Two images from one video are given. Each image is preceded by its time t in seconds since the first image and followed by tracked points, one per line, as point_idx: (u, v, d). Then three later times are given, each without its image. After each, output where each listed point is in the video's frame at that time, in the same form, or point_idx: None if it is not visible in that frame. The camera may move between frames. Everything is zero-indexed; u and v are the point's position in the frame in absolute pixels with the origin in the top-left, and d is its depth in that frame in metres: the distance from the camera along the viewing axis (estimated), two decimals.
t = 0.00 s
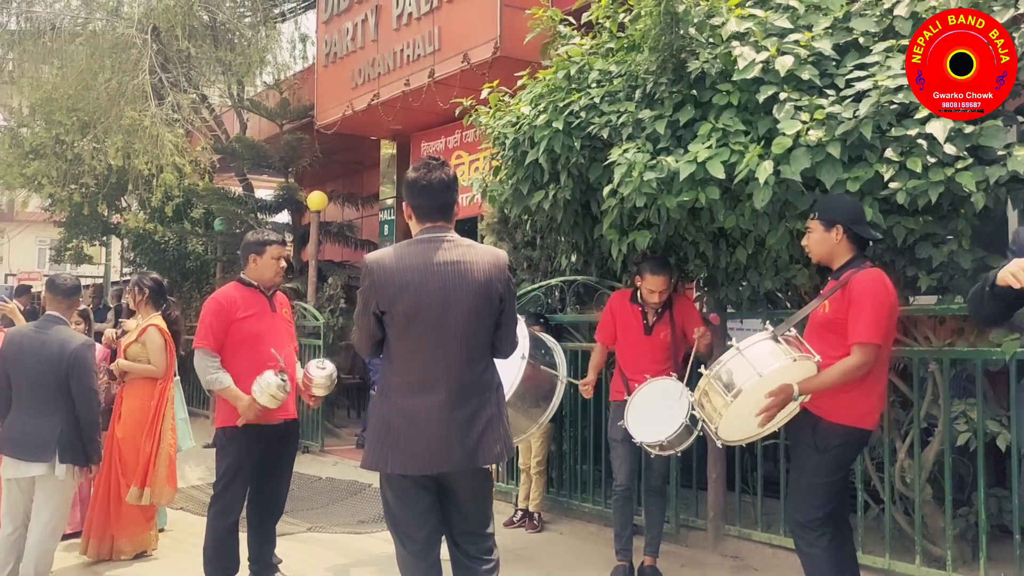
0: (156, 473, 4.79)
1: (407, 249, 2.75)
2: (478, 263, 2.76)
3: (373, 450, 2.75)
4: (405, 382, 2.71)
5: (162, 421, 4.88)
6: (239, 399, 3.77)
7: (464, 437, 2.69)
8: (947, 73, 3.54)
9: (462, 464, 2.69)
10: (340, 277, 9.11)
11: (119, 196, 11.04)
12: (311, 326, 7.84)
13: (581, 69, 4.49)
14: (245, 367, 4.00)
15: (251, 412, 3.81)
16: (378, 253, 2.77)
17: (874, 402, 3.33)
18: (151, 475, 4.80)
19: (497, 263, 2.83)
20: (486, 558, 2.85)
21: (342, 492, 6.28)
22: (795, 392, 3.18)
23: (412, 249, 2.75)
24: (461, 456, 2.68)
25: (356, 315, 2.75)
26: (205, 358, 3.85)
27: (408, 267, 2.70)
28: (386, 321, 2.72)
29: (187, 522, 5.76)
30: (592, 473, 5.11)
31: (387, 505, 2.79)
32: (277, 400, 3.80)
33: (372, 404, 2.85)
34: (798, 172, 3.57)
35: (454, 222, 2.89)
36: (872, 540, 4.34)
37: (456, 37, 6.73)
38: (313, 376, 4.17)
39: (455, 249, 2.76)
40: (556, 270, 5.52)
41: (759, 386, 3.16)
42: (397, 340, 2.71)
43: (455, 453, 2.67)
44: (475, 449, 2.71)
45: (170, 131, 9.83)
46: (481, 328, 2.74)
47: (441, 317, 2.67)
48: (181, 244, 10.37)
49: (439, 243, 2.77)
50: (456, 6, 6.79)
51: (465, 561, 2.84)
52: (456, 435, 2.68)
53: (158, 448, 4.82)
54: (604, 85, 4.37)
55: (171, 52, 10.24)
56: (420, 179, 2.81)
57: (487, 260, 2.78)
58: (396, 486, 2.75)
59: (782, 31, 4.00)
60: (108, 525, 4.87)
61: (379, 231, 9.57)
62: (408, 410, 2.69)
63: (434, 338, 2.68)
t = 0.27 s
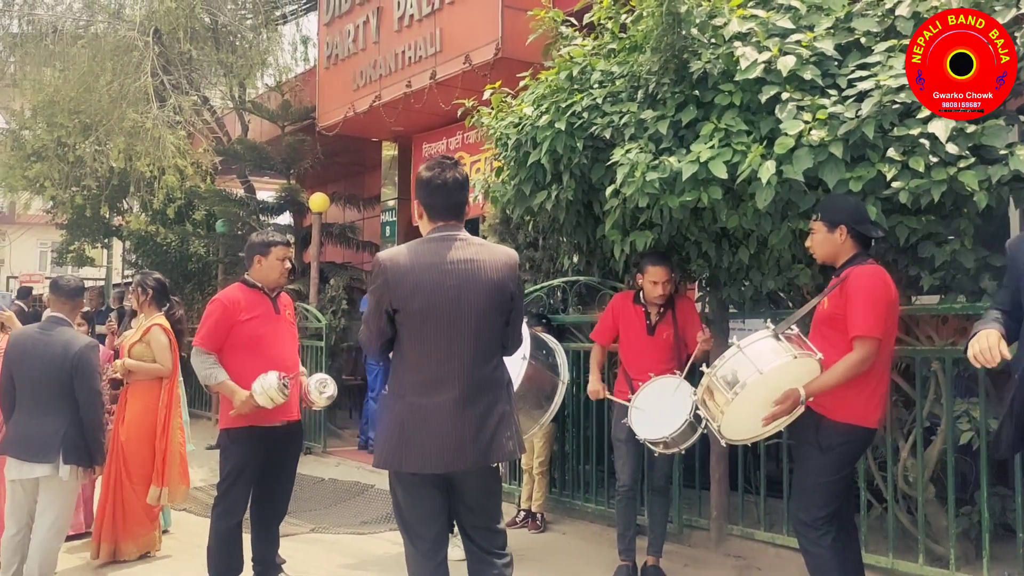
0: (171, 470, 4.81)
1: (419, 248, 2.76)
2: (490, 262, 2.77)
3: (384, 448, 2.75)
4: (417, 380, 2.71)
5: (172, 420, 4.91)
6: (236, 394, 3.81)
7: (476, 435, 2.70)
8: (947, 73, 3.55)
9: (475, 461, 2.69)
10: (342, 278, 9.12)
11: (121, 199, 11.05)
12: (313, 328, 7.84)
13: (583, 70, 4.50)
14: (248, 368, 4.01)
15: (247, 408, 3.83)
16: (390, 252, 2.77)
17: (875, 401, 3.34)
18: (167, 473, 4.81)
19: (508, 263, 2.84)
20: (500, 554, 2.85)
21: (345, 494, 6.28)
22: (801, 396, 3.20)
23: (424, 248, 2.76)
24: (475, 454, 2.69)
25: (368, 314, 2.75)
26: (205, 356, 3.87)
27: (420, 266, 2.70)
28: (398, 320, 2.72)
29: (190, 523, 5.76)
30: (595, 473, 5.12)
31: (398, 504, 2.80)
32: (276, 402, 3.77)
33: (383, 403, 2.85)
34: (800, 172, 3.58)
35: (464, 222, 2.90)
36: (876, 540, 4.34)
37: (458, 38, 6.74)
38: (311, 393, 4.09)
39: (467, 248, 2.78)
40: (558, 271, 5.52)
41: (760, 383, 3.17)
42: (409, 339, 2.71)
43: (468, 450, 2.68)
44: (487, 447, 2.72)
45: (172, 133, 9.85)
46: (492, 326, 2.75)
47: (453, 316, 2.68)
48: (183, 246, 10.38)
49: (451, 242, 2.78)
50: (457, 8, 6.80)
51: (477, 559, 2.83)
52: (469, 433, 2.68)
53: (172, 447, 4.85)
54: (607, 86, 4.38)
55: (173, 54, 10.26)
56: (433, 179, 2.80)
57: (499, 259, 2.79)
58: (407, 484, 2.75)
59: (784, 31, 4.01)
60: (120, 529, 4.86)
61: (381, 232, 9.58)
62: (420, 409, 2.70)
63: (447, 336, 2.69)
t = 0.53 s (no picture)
0: (184, 463, 4.91)
1: (450, 239, 2.74)
2: (519, 256, 2.80)
3: (408, 441, 2.71)
4: (446, 373, 2.70)
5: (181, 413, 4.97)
6: (240, 386, 3.83)
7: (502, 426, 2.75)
8: (947, 73, 3.52)
9: (499, 452, 2.75)
10: (344, 272, 9.12)
11: (122, 193, 11.05)
12: (314, 321, 7.85)
13: (585, 62, 4.50)
14: (251, 361, 4.02)
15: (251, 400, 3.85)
16: (419, 242, 2.72)
17: (878, 393, 3.35)
18: (179, 466, 4.90)
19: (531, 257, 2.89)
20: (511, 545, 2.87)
21: (347, 486, 6.30)
22: (803, 390, 3.21)
23: (455, 240, 2.74)
24: (499, 443, 2.74)
25: (393, 307, 2.68)
26: (209, 351, 3.89)
27: (451, 258, 2.68)
28: (429, 312, 2.69)
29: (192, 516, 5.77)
30: (597, 465, 5.13)
31: (410, 495, 2.79)
32: (279, 391, 3.80)
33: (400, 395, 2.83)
34: (803, 163, 3.57)
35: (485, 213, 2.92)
36: (878, 531, 4.35)
37: (459, 31, 6.73)
38: (314, 381, 4.22)
39: (497, 241, 2.79)
40: (560, 263, 5.53)
41: (764, 375, 3.17)
42: (439, 331, 2.69)
43: (495, 441, 2.73)
44: (510, 438, 2.78)
45: (173, 127, 9.84)
46: (517, 319, 2.77)
47: (483, 310, 2.69)
48: (185, 240, 10.38)
49: (480, 234, 2.78)
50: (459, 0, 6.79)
51: (488, 552, 2.84)
52: (496, 425, 2.73)
53: (182, 440, 4.93)
54: (608, 78, 4.37)
55: (174, 48, 10.25)
56: (458, 169, 2.82)
57: (526, 253, 2.83)
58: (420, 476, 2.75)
59: (786, 22, 4.01)
60: (126, 521, 4.86)
61: (382, 226, 9.57)
62: (448, 402, 2.69)
63: (479, 329, 2.69)
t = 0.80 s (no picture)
0: (186, 450, 4.86)
1: (486, 206, 2.80)
2: (547, 227, 2.90)
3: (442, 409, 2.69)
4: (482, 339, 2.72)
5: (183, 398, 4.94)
6: (247, 380, 3.85)
7: (532, 395, 2.80)
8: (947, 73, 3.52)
9: (531, 420, 2.79)
10: (345, 256, 9.13)
11: (122, 177, 11.04)
12: (316, 305, 7.87)
13: (587, 43, 4.47)
14: (254, 343, 4.03)
15: (255, 397, 3.88)
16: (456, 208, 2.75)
17: (880, 373, 3.36)
18: (181, 452, 4.87)
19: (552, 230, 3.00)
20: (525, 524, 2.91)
21: (350, 469, 6.33)
22: (801, 360, 3.21)
23: (491, 207, 2.80)
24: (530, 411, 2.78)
25: (432, 270, 2.67)
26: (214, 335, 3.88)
27: (489, 224, 2.74)
28: (466, 277, 2.72)
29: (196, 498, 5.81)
30: (599, 447, 5.15)
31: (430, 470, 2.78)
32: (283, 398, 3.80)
33: (429, 365, 2.80)
34: (806, 144, 3.57)
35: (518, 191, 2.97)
36: (879, 512, 4.38)
37: (461, 13, 6.70)
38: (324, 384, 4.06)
39: (527, 212, 2.88)
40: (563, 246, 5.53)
41: (767, 351, 3.18)
42: (476, 296, 2.71)
43: (527, 409, 2.78)
44: (538, 407, 2.83)
45: (174, 110, 9.82)
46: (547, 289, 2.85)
47: (521, 276, 2.76)
48: (186, 224, 10.38)
49: (512, 204, 2.86)
50: None
51: (501, 531, 2.88)
52: (529, 392, 2.79)
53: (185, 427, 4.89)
54: (611, 59, 4.35)
55: (174, 30, 10.22)
56: (502, 146, 2.86)
57: (552, 225, 2.94)
58: (444, 449, 2.75)
59: (789, 2, 3.98)
60: (128, 505, 4.89)
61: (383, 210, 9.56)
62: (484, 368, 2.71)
63: (515, 296, 2.75)
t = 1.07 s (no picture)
0: (177, 430, 4.87)
1: (513, 177, 2.84)
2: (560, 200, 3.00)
3: (477, 379, 2.71)
4: (512, 309, 2.77)
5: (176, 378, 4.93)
6: (234, 363, 3.88)
7: (552, 365, 2.90)
8: (947, 73, 3.47)
9: (551, 389, 2.89)
10: (338, 235, 9.09)
11: (112, 157, 10.95)
12: (310, 284, 7.85)
13: (579, 15, 4.41)
14: (248, 320, 4.02)
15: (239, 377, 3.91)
16: (487, 177, 2.77)
17: (873, 342, 3.37)
18: (173, 432, 4.87)
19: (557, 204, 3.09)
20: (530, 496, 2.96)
21: (346, 446, 6.34)
22: (797, 337, 3.26)
23: (518, 178, 2.85)
24: (550, 383, 2.88)
25: (473, 242, 2.70)
26: (206, 313, 3.88)
27: (523, 197, 2.79)
28: (499, 246, 2.75)
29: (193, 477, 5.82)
30: (594, 421, 5.17)
31: (450, 446, 2.82)
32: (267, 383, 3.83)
33: (455, 338, 2.81)
34: (799, 115, 3.55)
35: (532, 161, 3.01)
36: (872, 481, 4.41)
37: None
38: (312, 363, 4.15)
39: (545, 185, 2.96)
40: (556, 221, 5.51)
41: (756, 321, 3.19)
42: (508, 266, 2.76)
43: (549, 379, 2.87)
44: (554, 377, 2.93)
45: (162, 90, 9.73)
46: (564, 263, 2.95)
47: (547, 247, 2.84)
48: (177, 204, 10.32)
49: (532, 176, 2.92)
50: None
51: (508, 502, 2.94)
52: (550, 362, 2.88)
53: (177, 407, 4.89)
54: (603, 31, 4.30)
55: (161, 8, 10.09)
56: (514, 113, 2.95)
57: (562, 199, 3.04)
58: (467, 424, 2.79)
59: None
60: (124, 483, 4.88)
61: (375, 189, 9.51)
62: (513, 338, 2.77)
63: (540, 267, 2.83)
